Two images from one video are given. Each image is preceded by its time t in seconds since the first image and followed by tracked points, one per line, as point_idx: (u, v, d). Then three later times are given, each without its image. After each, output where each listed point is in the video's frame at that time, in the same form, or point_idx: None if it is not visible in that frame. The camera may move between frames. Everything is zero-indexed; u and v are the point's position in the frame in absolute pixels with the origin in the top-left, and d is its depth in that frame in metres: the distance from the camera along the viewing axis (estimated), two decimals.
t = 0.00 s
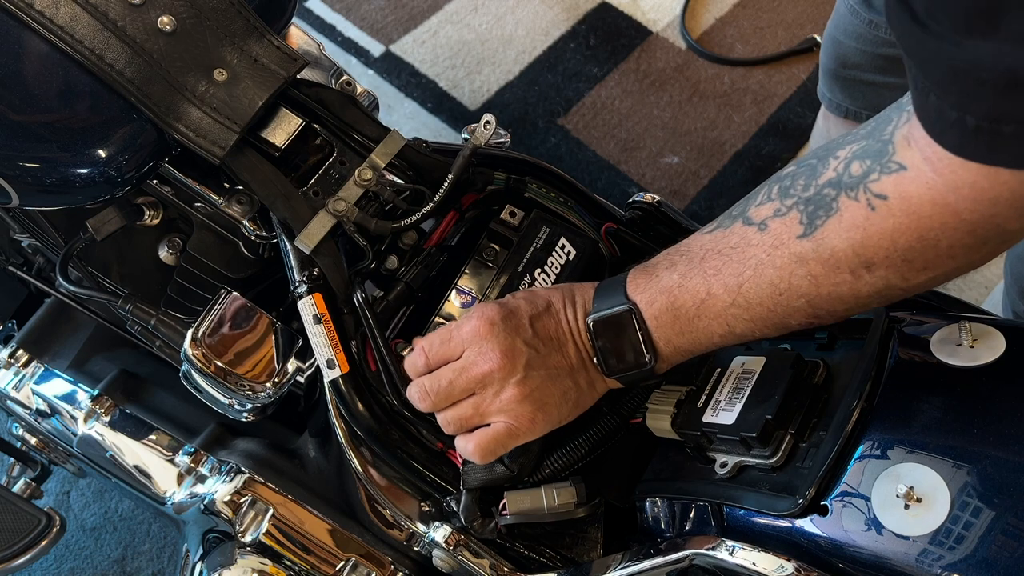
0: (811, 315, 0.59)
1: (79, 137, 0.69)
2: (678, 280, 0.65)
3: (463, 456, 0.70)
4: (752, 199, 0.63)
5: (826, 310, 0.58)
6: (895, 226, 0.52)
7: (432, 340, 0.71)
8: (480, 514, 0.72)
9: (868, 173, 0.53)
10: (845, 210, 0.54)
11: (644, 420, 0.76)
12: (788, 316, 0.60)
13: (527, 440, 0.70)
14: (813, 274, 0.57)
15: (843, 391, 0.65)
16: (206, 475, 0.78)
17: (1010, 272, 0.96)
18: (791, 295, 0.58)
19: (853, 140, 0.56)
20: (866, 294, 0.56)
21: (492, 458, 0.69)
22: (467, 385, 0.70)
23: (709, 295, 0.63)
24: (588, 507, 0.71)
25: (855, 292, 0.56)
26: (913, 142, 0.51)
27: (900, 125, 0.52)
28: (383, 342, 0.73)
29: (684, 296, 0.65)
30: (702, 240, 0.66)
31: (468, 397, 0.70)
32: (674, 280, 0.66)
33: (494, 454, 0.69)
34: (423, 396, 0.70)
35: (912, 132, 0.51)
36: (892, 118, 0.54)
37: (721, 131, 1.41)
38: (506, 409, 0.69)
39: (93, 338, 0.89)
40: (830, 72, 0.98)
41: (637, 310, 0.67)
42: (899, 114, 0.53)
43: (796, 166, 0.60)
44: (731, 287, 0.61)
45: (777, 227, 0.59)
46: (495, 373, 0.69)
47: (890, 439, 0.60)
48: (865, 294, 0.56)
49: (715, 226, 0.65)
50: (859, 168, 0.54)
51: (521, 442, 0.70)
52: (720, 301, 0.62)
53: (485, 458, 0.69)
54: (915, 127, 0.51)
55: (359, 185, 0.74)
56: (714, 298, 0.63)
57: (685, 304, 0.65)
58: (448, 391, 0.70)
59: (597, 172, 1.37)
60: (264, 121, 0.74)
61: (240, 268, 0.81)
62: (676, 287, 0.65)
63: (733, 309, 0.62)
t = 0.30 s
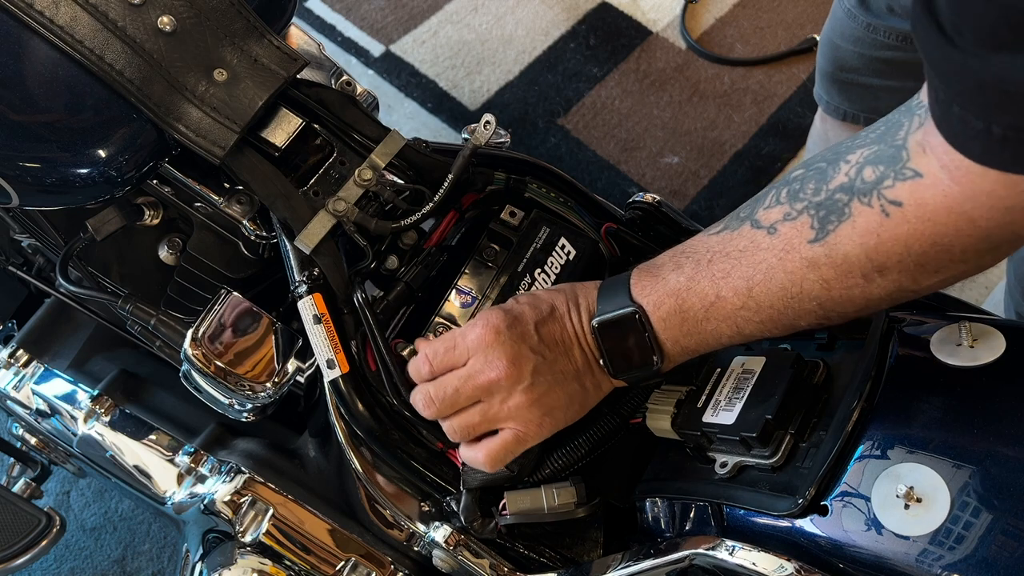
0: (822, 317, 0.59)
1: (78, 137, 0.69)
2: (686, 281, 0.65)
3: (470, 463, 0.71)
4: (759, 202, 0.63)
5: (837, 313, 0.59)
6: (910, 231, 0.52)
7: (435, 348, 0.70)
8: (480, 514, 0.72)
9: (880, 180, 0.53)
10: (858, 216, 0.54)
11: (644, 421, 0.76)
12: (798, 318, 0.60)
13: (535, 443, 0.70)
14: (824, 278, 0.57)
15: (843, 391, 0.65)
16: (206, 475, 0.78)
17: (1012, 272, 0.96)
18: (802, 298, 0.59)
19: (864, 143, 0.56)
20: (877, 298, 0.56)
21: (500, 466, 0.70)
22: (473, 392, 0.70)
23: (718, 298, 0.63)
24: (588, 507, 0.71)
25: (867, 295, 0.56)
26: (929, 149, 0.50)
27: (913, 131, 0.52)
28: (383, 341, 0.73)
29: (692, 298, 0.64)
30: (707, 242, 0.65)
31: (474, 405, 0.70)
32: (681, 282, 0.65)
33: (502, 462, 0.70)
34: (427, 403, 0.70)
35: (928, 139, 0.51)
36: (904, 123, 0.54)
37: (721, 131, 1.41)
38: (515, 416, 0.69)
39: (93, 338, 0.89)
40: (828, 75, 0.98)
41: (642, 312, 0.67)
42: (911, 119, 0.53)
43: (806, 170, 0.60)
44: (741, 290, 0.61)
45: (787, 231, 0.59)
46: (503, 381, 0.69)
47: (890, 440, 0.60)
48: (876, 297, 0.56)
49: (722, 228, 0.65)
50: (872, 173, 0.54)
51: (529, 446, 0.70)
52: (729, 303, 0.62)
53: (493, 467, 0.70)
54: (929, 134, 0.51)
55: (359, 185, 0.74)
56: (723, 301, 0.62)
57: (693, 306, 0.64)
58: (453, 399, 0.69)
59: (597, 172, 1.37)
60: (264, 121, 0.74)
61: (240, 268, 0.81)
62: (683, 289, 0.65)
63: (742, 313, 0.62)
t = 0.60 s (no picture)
0: (825, 317, 0.60)
1: (79, 137, 0.69)
2: (688, 282, 0.65)
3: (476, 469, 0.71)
4: (761, 202, 0.62)
5: (839, 314, 0.59)
6: (915, 236, 0.52)
7: (437, 354, 0.70)
8: (481, 514, 0.72)
9: (885, 185, 0.53)
10: (862, 220, 0.54)
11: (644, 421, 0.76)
12: (802, 319, 0.60)
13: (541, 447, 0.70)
14: (828, 281, 0.57)
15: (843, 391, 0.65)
16: (206, 475, 0.78)
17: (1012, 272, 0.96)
18: (806, 301, 0.59)
19: (866, 146, 0.56)
20: (880, 300, 0.57)
21: (510, 469, 0.70)
22: (478, 399, 0.70)
23: (721, 300, 0.63)
24: (588, 507, 0.71)
25: (870, 298, 0.56)
26: (933, 154, 0.50)
27: (917, 136, 0.52)
28: (383, 341, 0.73)
29: (694, 300, 0.64)
30: (708, 242, 0.65)
31: (480, 412, 0.70)
32: (682, 283, 0.65)
33: (512, 466, 0.69)
34: (431, 411, 0.70)
35: (931, 144, 0.51)
36: (907, 127, 0.53)
37: (721, 132, 1.41)
38: (521, 421, 0.69)
39: (93, 338, 0.89)
40: (831, 76, 0.98)
41: (645, 315, 0.66)
42: (913, 123, 0.53)
43: (808, 171, 0.59)
44: (744, 293, 0.61)
45: (790, 234, 0.59)
46: (507, 388, 0.69)
47: (890, 439, 0.60)
48: (880, 299, 0.57)
49: (723, 228, 0.65)
50: (875, 178, 0.54)
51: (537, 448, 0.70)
52: (732, 305, 0.62)
53: (503, 473, 0.69)
54: (933, 139, 0.51)
55: (359, 185, 0.74)
56: (726, 304, 0.62)
57: (696, 309, 0.64)
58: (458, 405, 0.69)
59: (597, 172, 1.37)
60: (264, 121, 0.74)
61: (240, 268, 0.81)
62: (685, 291, 0.65)
63: (746, 314, 0.62)
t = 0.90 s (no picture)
0: (829, 327, 0.59)
1: (78, 137, 0.69)
2: (694, 291, 0.65)
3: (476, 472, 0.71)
4: (767, 211, 0.62)
5: (846, 323, 0.59)
6: (920, 244, 0.52)
7: (444, 356, 0.70)
8: (481, 514, 0.72)
9: (891, 194, 0.53)
10: (869, 229, 0.55)
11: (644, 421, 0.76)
12: (808, 329, 0.60)
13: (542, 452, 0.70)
14: (834, 291, 0.57)
15: (842, 391, 0.65)
16: (206, 475, 0.78)
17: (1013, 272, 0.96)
18: (811, 309, 0.59)
19: (872, 155, 0.56)
20: (888, 310, 0.57)
21: (512, 474, 0.70)
22: (482, 403, 0.69)
23: (726, 308, 0.62)
24: (588, 507, 0.71)
25: (876, 308, 0.56)
26: (936, 162, 0.51)
27: (921, 144, 0.52)
28: (383, 342, 0.73)
29: (701, 308, 0.64)
30: (714, 251, 0.65)
31: (483, 414, 0.70)
32: (689, 291, 0.65)
33: (514, 470, 0.70)
34: (435, 411, 0.70)
35: (935, 152, 0.51)
36: (912, 135, 0.54)
37: (721, 132, 1.41)
38: (524, 425, 0.69)
39: (93, 338, 0.89)
40: (835, 76, 0.98)
41: (651, 323, 0.66)
42: (918, 131, 0.53)
43: (815, 180, 0.59)
44: (750, 301, 0.61)
45: (797, 243, 0.58)
46: (512, 392, 0.69)
47: (890, 440, 0.60)
48: (885, 310, 0.57)
49: (728, 237, 0.65)
50: (881, 187, 0.54)
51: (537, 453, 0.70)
52: (738, 314, 0.62)
53: (505, 477, 0.70)
54: (937, 146, 0.51)
55: (359, 185, 0.74)
56: (732, 312, 0.62)
57: (702, 317, 0.64)
58: (462, 406, 0.69)
59: (597, 171, 1.37)
60: (264, 121, 0.74)
61: (240, 268, 0.81)
62: (692, 299, 0.65)
63: (752, 322, 0.62)
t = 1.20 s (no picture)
0: (824, 333, 0.59)
1: (78, 137, 0.69)
2: (689, 294, 0.65)
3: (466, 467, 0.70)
4: (763, 218, 0.63)
5: (839, 331, 0.59)
6: (913, 252, 0.52)
7: (438, 345, 0.70)
8: (481, 514, 0.72)
9: (886, 200, 0.53)
10: (863, 235, 0.55)
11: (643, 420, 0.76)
12: (802, 335, 0.60)
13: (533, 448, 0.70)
14: (828, 297, 0.57)
15: (842, 391, 0.65)
16: (206, 475, 0.78)
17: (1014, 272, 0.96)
18: (804, 317, 0.59)
19: (869, 162, 0.56)
20: (880, 317, 0.57)
21: (501, 468, 0.70)
22: (474, 393, 0.69)
23: (721, 312, 0.63)
24: (588, 507, 0.71)
25: (869, 315, 0.56)
26: (934, 169, 0.51)
27: (919, 150, 0.52)
28: (383, 341, 0.73)
29: (695, 312, 0.64)
30: (711, 255, 0.65)
31: (473, 405, 0.70)
32: (684, 295, 0.65)
33: (502, 465, 0.69)
34: (426, 399, 0.70)
35: (933, 159, 0.51)
36: (910, 142, 0.54)
37: (721, 132, 1.41)
38: (514, 418, 0.69)
39: (93, 338, 0.89)
40: (837, 76, 0.98)
41: (647, 324, 0.66)
42: (917, 138, 0.53)
43: (811, 187, 0.60)
44: (744, 305, 0.61)
45: (790, 249, 0.59)
46: (503, 384, 0.69)
47: (890, 440, 0.60)
48: (880, 317, 0.57)
49: (725, 243, 0.65)
50: (877, 193, 0.54)
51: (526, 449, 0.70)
52: (732, 318, 0.62)
53: (494, 471, 0.69)
54: (933, 154, 0.51)
55: (359, 185, 0.74)
56: (726, 316, 0.62)
57: (696, 320, 0.64)
58: (451, 395, 0.69)
59: (597, 172, 1.37)
60: (264, 121, 0.74)
61: (240, 268, 0.81)
62: (686, 303, 0.65)
63: (745, 327, 0.62)
